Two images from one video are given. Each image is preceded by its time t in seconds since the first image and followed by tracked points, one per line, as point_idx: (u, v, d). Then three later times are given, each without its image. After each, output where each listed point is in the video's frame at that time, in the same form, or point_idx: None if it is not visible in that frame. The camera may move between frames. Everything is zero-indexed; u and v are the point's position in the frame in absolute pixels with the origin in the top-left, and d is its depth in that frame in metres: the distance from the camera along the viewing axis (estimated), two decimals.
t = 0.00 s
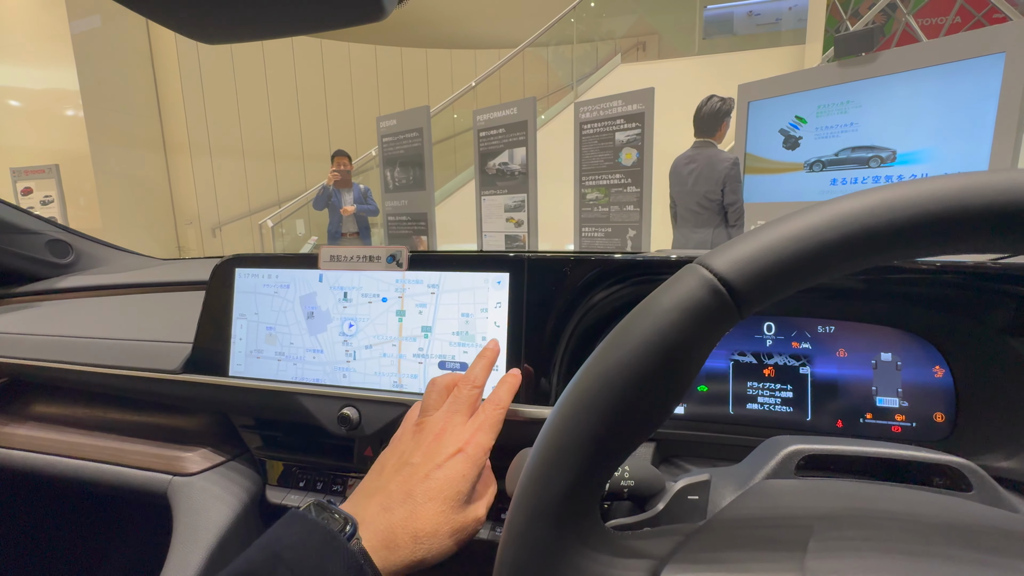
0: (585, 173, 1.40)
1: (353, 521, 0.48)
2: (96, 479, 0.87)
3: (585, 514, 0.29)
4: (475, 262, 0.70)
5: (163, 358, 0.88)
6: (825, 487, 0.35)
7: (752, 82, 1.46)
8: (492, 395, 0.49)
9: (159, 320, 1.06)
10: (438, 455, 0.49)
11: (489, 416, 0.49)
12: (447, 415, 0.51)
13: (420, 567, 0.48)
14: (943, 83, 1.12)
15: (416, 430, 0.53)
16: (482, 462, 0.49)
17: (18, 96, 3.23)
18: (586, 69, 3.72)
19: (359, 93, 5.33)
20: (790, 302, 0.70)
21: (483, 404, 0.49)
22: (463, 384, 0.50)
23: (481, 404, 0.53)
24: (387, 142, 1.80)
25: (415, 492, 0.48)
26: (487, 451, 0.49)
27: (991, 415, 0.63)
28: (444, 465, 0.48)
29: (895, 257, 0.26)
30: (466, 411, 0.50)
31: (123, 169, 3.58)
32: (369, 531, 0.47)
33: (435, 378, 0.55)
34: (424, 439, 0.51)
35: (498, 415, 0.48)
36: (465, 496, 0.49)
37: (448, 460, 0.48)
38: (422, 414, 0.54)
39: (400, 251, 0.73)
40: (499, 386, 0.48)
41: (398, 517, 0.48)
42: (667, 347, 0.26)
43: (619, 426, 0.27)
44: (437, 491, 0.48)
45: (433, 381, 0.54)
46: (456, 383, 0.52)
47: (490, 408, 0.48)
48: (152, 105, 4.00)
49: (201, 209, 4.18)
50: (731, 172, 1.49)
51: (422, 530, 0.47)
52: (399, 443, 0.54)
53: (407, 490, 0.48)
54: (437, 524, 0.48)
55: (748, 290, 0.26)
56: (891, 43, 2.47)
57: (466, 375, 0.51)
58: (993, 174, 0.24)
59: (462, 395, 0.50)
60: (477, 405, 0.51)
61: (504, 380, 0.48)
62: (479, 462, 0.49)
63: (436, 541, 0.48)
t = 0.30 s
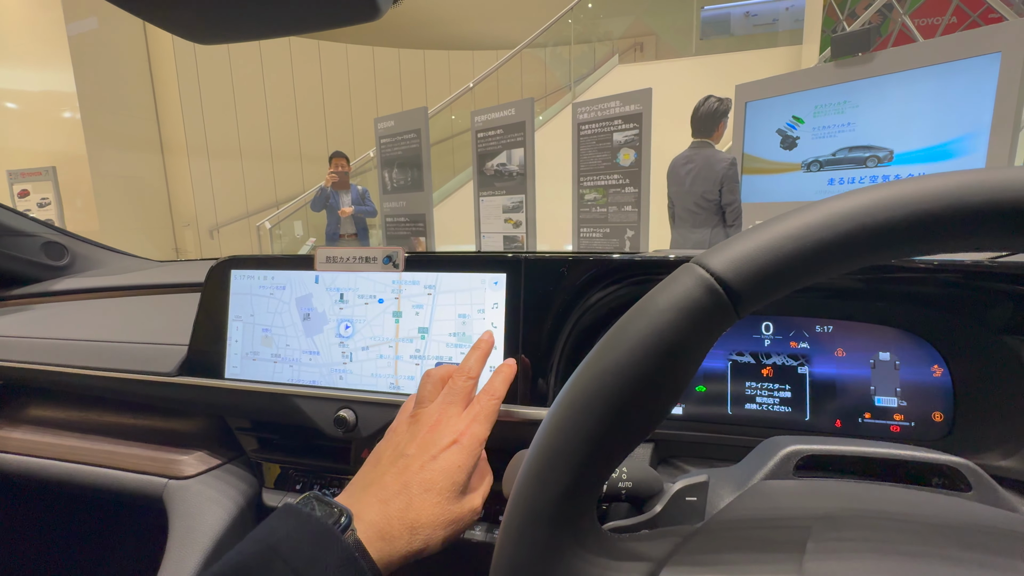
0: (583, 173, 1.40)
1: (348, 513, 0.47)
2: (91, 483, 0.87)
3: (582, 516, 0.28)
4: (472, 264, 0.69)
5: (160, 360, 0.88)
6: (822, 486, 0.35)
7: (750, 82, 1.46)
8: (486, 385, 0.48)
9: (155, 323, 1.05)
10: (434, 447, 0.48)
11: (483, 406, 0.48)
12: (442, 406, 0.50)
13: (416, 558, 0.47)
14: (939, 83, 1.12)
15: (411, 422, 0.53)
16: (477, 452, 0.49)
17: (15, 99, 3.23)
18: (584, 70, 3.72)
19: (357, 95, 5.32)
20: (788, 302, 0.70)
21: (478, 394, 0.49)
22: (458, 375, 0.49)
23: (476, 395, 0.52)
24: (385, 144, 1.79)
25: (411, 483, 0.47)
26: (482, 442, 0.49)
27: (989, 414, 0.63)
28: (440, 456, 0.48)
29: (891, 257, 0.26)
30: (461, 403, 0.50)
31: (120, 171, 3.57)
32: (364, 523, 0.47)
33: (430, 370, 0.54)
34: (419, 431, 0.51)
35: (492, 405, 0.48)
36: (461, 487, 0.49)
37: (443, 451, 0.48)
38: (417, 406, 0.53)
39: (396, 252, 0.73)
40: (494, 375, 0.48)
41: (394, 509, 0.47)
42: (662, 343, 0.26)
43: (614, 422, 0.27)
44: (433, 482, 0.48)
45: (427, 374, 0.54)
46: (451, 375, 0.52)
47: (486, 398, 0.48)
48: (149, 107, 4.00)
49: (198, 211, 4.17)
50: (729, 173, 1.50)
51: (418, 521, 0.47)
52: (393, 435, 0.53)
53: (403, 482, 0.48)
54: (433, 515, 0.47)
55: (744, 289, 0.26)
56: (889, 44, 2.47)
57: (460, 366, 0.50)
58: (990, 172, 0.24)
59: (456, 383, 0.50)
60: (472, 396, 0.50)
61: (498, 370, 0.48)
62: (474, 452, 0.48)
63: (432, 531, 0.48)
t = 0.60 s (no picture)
0: (581, 174, 1.40)
1: (348, 531, 0.47)
2: (91, 487, 0.87)
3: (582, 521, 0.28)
4: (472, 266, 0.69)
5: (159, 363, 0.88)
6: (823, 488, 0.35)
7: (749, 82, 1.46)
8: (486, 399, 0.48)
9: (155, 326, 1.05)
10: (433, 462, 0.48)
11: (482, 419, 0.48)
12: (442, 419, 0.51)
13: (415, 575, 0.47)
14: (937, 83, 1.12)
15: (410, 436, 0.53)
16: (476, 467, 0.49)
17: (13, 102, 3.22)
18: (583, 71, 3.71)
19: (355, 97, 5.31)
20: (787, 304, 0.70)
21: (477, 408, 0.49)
22: (457, 388, 0.50)
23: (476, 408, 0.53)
24: (384, 145, 1.79)
25: (410, 499, 0.48)
26: (481, 456, 0.49)
27: (988, 414, 0.63)
28: (439, 471, 0.48)
29: (891, 259, 0.26)
30: (460, 416, 0.50)
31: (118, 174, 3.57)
32: (363, 540, 0.47)
33: (429, 382, 0.55)
34: (418, 444, 0.51)
35: (492, 419, 0.48)
36: (460, 502, 0.49)
37: (442, 467, 0.48)
38: (416, 419, 0.53)
39: (396, 254, 0.72)
40: (492, 390, 0.48)
41: (393, 525, 0.47)
42: (661, 350, 0.26)
43: (614, 434, 0.27)
44: (431, 498, 0.48)
45: (427, 386, 0.54)
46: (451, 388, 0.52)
47: (484, 412, 0.48)
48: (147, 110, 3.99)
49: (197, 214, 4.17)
50: (727, 173, 1.50)
51: (417, 537, 0.47)
52: (393, 448, 0.53)
53: (402, 497, 0.48)
54: (432, 532, 0.47)
55: (745, 292, 0.26)
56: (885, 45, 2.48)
57: (460, 379, 0.50)
58: (989, 174, 0.24)
59: (456, 398, 0.50)
60: (471, 409, 0.51)
61: (497, 383, 0.48)
62: (473, 467, 0.48)
63: (431, 548, 0.48)
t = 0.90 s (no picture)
0: (580, 175, 1.40)
1: (347, 542, 0.47)
2: (90, 489, 0.86)
3: (580, 524, 0.28)
4: (471, 267, 0.69)
5: (158, 365, 0.87)
6: (823, 488, 0.35)
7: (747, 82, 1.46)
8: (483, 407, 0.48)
9: (153, 328, 1.05)
10: (430, 472, 0.48)
11: (479, 427, 0.48)
12: (439, 429, 0.50)
13: None
14: (934, 83, 1.13)
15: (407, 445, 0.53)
16: (474, 476, 0.48)
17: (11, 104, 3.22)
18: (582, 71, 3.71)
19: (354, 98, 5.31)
20: (787, 304, 0.70)
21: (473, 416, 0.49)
22: (453, 397, 0.50)
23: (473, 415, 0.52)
24: (384, 146, 1.79)
25: (407, 509, 0.48)
26: (478, 465, 0.49)
27: (988, 413, 0.63)
28: (437, 481, 0.48)
29: (890, 258, 0.26)
30: (457, 425, 0.50)
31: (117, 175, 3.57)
32: (362, 551, 0.47)
33: (426, 391, 0.54)
34: (416, 454, 0.51)
35: (488, 427, 0.48)
36: (458, 511, 0.48)
37: (440, 476, 0.48)
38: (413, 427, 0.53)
39: (394, 256, 0.72)
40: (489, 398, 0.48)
41: (391, 535, 0.47)
42: (657, 352, 0.26)
43: (612, 440, 0.27)
44: (430, 508, 0.47)
45: (423, 394, 0.54)
46: (446, 396, 0.52)
47: (481, 420, 0.48)
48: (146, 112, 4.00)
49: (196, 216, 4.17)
50: (726, 173, 1.50)
51: (416, 547, 0.47)
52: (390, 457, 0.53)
53: (400, 507, 0.48)
54: (431, 540, 0.47)
55: (743, 293, 0.26)
56: (883, 45, 2.49)
57: (456, 388, 0.50)
58: (990, 173, 0.24)
59: (452, 407, 0.50)
60: (468, 417, 0.50)
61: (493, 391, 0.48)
62: (471, 475, 0.48)
63: (431, 558, 0.48)
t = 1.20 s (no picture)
0: (579, 175, 1.40)
1: (359, 541, 0.46)
2: (88, 491, 0.86)
3: (583, 524, 0.28)
4: (470, 267, 0.69)
5: (156, 367, 0.87)
6: (822, 489, 0.35)
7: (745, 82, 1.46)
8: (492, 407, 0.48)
9: (152, 329, 1.04)
10: (441, 473, 0.48)
11: (489, 427, 0.48)
12: (448, 430, 0.50)
13: None
14: (933, 83, 1.13)
15: (416, 445, 0.52)
16: (483, 476, 0.48)
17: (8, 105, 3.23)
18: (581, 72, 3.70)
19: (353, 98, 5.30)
20: (786, 303, 0.70)
21: (483, 417, 0.48)
22: (463, 398, 0.49)
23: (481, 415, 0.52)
24: (382, 147, 1.79)
25: (417, 509, 0.47)
26: (488, 465, 0.49)
27: (987, 412, 0.63)
28: (448, 482, 0.48)
29: (888, 258, 0.25)
30: (467, 425, 0.49)
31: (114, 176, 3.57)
32: (372, 551, 0.47)
33: (435, 391, 0.54)
34: (425, 455, 0.50)
35: (498, 427, 0.48)
36: (468, 512, 0.48)
37: (451, 477, 0.48)
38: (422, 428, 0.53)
39: (393, 257, 0.72)
40: (499, 396, 0.47)
41: (401, 536, 0.47)
42: (662, 352, 0.26)
43: (621, 440, 0.27)
44: (440, 508, 0.47)
45: (432, 394, 0.53)
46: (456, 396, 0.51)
47: (491, 420, 0.48)
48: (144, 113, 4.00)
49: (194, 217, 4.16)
50: (725, 173, 1.50)
51: (426, 548, 0.47)
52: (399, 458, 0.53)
53: (410, 508, 0.48)
54: (440, 541, 0.47)
55: (747, 294, 0.26)
56: (882, 45, 2.49)
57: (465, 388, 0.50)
58: (990, 172, 0.24)
59: (462, 407, 0.49)
60: (477, 417, 0.50)
61: (503, 389, 0.48)
62: (481, 475, 0.48)
63: (440, 558, 0.48)
